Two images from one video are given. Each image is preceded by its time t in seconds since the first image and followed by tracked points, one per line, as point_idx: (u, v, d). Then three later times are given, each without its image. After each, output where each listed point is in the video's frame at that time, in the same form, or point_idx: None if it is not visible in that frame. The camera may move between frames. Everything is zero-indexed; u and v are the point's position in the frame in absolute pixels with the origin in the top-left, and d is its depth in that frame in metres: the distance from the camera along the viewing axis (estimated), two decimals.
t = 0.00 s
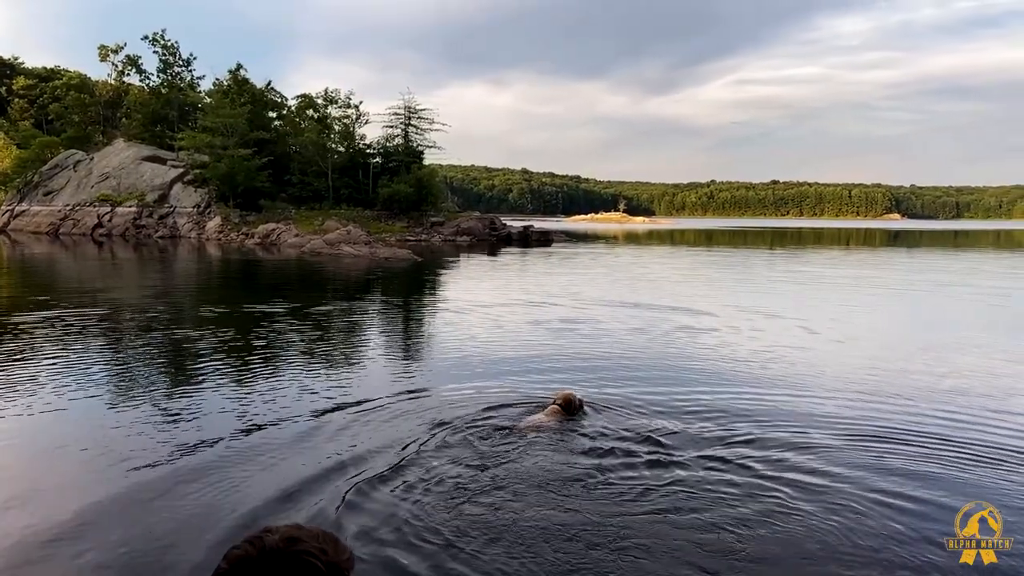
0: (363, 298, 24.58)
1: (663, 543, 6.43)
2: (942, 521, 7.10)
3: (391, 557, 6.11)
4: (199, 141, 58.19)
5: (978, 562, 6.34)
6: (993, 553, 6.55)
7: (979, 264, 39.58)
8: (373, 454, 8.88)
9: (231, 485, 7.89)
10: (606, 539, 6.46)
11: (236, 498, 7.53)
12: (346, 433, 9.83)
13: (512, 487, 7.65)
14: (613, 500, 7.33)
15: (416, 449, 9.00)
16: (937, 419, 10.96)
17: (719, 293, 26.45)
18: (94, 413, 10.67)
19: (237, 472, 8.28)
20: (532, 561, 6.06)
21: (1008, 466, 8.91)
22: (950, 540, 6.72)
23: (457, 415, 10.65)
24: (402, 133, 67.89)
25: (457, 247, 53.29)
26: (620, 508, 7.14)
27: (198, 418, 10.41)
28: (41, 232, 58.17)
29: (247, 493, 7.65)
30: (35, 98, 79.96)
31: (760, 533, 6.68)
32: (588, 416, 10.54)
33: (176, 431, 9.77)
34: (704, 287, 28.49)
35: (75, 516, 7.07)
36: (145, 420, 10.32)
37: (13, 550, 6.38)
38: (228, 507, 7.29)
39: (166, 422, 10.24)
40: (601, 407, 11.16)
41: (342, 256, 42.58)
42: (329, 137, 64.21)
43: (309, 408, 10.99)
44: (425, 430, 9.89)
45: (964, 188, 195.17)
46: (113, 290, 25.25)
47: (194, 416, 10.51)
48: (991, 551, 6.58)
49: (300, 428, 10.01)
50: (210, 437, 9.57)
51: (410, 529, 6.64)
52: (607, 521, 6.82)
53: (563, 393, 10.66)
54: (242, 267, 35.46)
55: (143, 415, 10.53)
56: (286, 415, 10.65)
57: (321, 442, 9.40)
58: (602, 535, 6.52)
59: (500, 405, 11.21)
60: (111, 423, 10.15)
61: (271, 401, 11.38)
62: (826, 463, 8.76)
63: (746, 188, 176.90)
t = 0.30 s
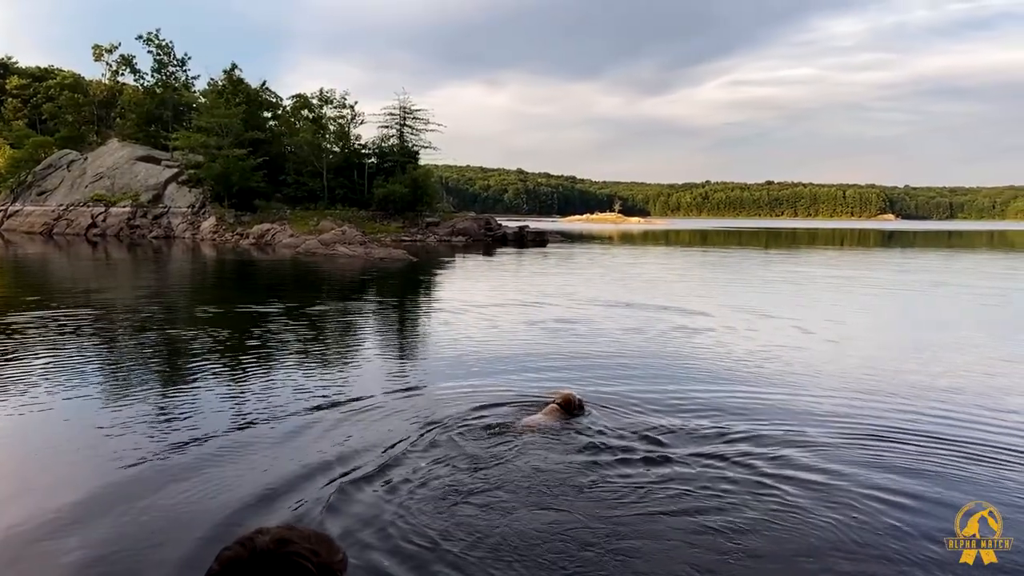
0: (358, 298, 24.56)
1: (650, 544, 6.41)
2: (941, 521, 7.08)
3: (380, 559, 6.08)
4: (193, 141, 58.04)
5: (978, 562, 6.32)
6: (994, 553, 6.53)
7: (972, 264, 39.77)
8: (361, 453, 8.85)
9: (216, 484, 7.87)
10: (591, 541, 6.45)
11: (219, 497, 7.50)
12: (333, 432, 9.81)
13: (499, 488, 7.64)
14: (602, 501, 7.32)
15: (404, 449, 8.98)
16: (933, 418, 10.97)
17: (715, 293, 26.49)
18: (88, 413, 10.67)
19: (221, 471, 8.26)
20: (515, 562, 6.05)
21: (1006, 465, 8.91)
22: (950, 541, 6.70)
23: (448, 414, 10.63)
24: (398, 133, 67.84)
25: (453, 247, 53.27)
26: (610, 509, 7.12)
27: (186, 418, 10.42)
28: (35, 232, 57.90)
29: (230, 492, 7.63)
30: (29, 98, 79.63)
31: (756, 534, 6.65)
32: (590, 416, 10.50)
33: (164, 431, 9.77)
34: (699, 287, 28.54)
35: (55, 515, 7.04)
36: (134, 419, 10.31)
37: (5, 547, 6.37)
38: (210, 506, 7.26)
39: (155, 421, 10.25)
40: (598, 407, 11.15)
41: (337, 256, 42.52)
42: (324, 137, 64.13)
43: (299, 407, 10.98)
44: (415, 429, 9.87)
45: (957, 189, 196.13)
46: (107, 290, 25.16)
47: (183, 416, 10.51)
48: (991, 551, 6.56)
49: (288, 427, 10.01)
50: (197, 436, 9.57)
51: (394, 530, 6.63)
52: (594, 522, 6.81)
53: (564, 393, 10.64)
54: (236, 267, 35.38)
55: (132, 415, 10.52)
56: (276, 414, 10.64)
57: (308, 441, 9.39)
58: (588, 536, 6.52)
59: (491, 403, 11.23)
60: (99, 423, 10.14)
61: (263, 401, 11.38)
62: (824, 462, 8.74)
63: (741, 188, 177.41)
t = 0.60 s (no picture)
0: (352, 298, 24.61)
1: (635, 545, 6.43)
2: (941, 521, 7.10)
3: (370, 560, 6.09)
4: (187, 141, 57.91)
5: (978, 562, 6.34)
6: (994, 554, 6.54)
7: (964, 265, 40.05)
8: (348, 452, 8.87)
9: (198, 482, 7.89)
10: (574, 541, 6.48)
11: (199, 496, 7.51)
12: (321, 430, 9.84)
13: (486, 489, 7.65)
14: (588, 501, 7.36)
15: (392, 449, 8.98)
16: (929, 418, 11.03)
17: (709, 293, 26.63)
18: (84, 412, 10.72)
19: (205, 469, 8.29)
20: (496, 563, 6.07)
21: (1003, 465, 8.96)
22: (951, 541, 6.70)
23: (437, 414, 10.65)
24: (392, 133, 67.88)
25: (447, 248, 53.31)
26: (594, 508, 7.15)
27: (174, 417, 10.45)
28: (27, 232, 57.66)
29: (211, 491, 7.65)
30: (20, 97, 79.22)
31: (754, 534, 6.68)
32: (588, 416, 10.53)
33: (151, 430, 9.81)
34: (693, 287, 28.67)
35: (33, 513, 7.05)
36: (123, 419, 10.36)
37: None
38: (189, 505, 7.28)
39: (143, 421, 10.29)
40: (596, 406, 11.19)
41: (331, 256, 42.53)
42: (318, 137, 64.09)
43: (288, 407, 11.02)
44: (404, 429, 9.87)
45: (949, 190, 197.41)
46: (100, 291, 25.12)
47: (171, 415, 10.55)
48: (991, 551, 6.57)
49: (276, 426, 10.04)
50: (184, 435, 9.61)
51: (376, 529, 6.65)
52: (579, 523, 6.84)
53: (563, 392, 10.72)
54: (230, 267, 35.40)
55: (121, 414, 10.56)
56: (264, 414, 10.68)
57: (295, 440, 9.41)
58: (574, 536, 6.55)
59: (481, 403, 11.27)
60: (88, 422, 10.18)
61: (252, 401, 11.43)
62: (820, 462, 8.77)
63: (734, 189, 178.13)
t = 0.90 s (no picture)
0: (344, 298, 24.69)
1: (621, 545, 6.47)
2: (942, 521, 7.15)
3: (362, 561, 6.10)
4: (177, 141, 57.59)
5: (978, 562, 6.40)
6: (993, 553, 6.61)
7: (951, 266, 40.45)
8: (332, 452, 8.87)
9: (177, 482, 7.90)
10: (556, 541, 6.52)
11: (178, 496, 7.52)
12: (305, 430, 9.85)
13: (471, 490, 7.67)
14: (572, 501, 7.39)
15: (377, 449, 8.97)
16: (925, 418, 11.10)
17: (701, 294, 26.77)
18: (74, 412, 10.71)
19: (186, 470, 8.30)
20: (477, 563, 6.09)
21: (999, 463, 9.03)
22: (950, 541, 6.76)
23: (424, 413, 10.65)
24: (384, 134, 67.79)
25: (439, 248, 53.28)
26: (576, 509, 7.19)
27: (160, 417, 10.45)
28: (15, 232, 57.17)
29: (190, 491, 7.65)
30: (9, 96, 78.61)
31: (755, 535, 6.71)
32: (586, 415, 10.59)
33: (135, 430, 9.81)
34: (685, 288, 28.80)
35: (7, 513, 7.04)
36: (109, 418, 10.37)
37: None
38: (167, 505, 7.29)
39: (127, 421, 10.28)
40: (593, 405, 11.21)
41: (322, 257, 42.43)
42: (310, 137, 63.94)
43: (275, 407, 11.02)
44: (396, 428, 9.88)
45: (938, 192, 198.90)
46: (89, 291, 24.97)
47: (156, 416, 10.55)
48: (991, 552, 6.63)
49: (260, 426, 10.04)
50: (168, 436, 9.62)
51: (358, 529, 6.66)
52: (563, 522, 6.87)
53: (561, 391, 10.82)
54: (221, 267, 35.33)
55: (106, 414, 10.58)
56: (250, 414, 10.69)
57: (279, 439, 9.43)
58: (562, 536, 6.60)
59: (470, 402, 11.28)
60: (71, 422, 10.18)
61: (239, 401, 11.43)
62: (817, 462, 8.83)
63: (725, 190, 178.86)
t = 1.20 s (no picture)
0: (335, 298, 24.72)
1: (614, 543, 6.54)
2: (941, 521, 7.27)
3: (361, 562, 6.13)
4: (168, 141, 57.27)
5: (978, 562, 6.53)
6: (993, 553, 6.73)
7: (939, 266, 40.88)
8: (316, 452, 8.90)
9: (160, 482, 7.91)
10: (545, 540, 6.58)
11: (160, 496, 7.52)
12: (291, 430, 9.86)
13: (459, 489, 7.72)
14: (561, 500, 7.44)
15: (363, 449, 8.99)
16: (920, 418, 11.24)
17: (692, 294, 26.94)
18: (62, 412, 10.67)
19: (168, 470, 8.28)
20: (464, 562, 6.15)
21: (994, 464, 9.16)
22: (950, 541, 6.88)
23: (411, 413, 10.67)
24: (375, 134, 67.74)
25: (431, 249, 53.30)
26: (561, 507, 7.25)
27: (146, 417, 10.46)
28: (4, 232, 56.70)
29: (167, 491, 7.65)
30: None
31: (756, 534, 6.82)
32: (583, 414, 10.65)
33: (121, 430, 9.80)
34: (676, 288, 28.96)
35: None
36: (95, 418, 10.36)
37: None
38: (148, 505, 7.30)
39: (111, 421, 10.25)
40: (591, 405, 11.30)
41: (314, 257, 42.38)
42: (301, 137, 63.85)
43: (261, 407, 11.04)
44: (387, 429, 9.89)
45: (927, 193, 200.56)
46: (80, 291, 24.88)
47: (143, 416, 10.53)
48: (991, 552, 6.75)
49: (247, 426, 10.04)
50: (153, 435, 9.59)
51: (343, 530, 6.69)
52: (553, 522, 6.93)
53: (559, 391, 10.86)
54: (212, 267, 35.33)
55: (92, 414, 10.56)
56: (238, 414, 10.70)
57: (263, 439, 9.44)
58: (552, 535, 6.65)
59: (459, 402, 11.34)
60: (58, 422, 10.16)
61: (227, 401, 11.44)
62: (814, 461, 8.92)
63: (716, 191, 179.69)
